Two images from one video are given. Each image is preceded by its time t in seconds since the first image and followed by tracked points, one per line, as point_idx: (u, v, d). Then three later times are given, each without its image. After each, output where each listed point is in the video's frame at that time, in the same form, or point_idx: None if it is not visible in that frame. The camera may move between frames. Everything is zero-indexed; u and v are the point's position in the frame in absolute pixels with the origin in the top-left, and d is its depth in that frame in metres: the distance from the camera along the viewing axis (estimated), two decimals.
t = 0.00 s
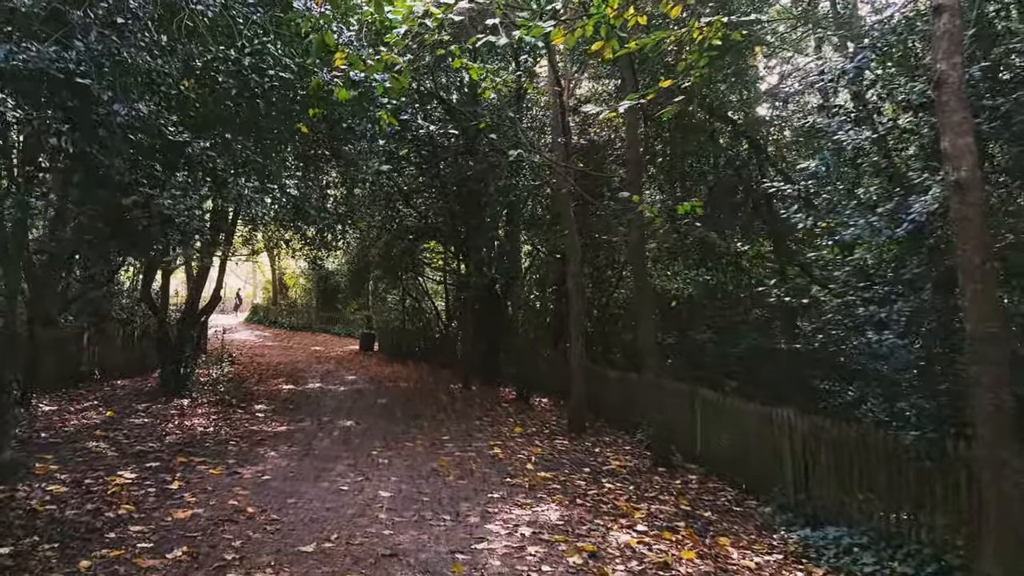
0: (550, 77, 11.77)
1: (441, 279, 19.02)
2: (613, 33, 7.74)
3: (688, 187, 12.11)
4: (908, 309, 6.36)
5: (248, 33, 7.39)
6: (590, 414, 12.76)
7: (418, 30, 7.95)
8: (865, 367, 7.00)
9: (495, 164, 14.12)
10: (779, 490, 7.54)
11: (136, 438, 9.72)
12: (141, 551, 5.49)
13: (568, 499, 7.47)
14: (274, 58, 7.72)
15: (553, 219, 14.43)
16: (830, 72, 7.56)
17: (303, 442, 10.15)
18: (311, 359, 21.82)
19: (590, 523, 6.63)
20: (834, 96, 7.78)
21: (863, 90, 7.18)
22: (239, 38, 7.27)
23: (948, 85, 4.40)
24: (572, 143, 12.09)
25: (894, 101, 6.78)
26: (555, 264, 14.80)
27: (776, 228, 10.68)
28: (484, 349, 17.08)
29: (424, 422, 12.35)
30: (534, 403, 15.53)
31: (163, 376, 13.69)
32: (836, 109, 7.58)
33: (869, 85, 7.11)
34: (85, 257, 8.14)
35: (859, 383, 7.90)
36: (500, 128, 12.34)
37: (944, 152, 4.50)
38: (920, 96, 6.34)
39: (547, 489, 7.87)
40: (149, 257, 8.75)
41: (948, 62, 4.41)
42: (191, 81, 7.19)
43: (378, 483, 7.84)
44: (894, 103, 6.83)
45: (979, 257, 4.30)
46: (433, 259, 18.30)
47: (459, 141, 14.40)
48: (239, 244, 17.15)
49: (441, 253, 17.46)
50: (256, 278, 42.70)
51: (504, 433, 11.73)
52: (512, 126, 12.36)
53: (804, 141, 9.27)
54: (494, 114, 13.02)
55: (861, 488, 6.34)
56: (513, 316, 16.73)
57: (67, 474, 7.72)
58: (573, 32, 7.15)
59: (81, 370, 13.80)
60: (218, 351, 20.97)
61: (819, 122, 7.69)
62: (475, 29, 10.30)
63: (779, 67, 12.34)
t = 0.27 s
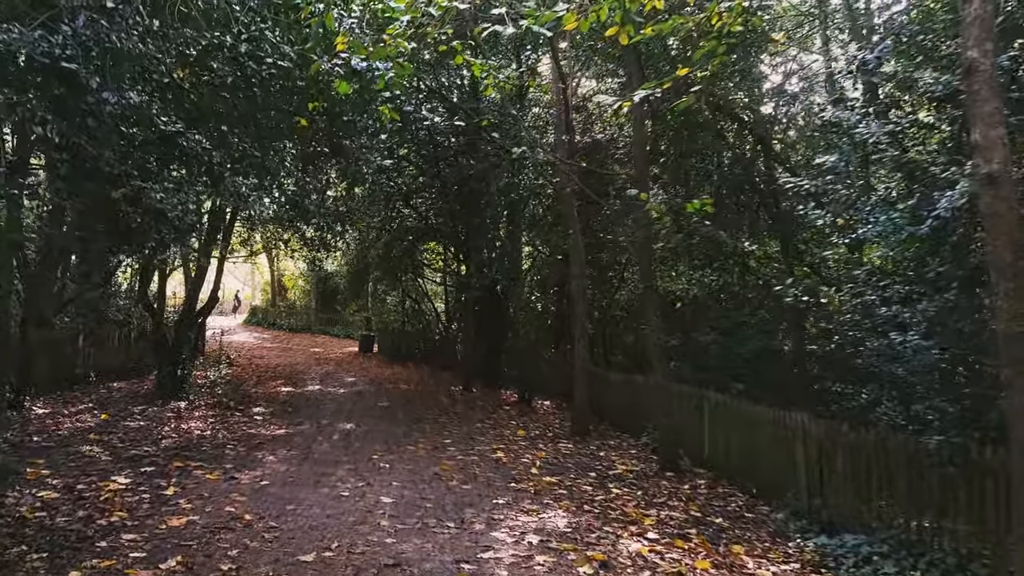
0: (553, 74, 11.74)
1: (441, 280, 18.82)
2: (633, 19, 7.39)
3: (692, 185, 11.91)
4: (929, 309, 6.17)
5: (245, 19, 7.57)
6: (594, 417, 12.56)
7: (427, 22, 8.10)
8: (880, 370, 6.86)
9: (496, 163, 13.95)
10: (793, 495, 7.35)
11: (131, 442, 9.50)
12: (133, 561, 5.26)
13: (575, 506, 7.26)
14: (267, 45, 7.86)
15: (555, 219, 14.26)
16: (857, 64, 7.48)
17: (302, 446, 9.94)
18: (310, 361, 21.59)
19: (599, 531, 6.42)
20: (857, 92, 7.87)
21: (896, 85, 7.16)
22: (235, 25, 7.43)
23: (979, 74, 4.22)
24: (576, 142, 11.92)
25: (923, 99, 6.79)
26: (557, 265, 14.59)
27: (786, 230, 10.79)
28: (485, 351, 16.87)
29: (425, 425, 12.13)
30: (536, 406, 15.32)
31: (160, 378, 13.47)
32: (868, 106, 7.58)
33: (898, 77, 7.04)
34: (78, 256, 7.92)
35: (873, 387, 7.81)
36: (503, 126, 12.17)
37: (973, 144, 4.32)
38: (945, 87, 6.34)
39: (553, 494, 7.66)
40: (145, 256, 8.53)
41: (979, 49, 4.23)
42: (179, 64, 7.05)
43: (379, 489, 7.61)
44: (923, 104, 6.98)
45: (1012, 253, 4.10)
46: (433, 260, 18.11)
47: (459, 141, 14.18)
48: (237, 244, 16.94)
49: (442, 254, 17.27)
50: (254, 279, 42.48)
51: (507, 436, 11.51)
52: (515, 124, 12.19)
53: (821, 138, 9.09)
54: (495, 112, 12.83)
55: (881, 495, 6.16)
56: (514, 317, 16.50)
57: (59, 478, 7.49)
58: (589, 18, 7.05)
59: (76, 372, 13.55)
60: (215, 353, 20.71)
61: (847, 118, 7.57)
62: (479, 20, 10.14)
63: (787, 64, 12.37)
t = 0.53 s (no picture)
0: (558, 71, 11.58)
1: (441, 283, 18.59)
2: (645, 3, 7.39)
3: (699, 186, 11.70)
4: (957, 312, 5.96)
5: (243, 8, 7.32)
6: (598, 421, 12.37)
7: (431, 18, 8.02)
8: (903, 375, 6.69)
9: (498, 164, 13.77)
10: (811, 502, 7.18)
11: (125, 448, 9.25)
12: None
13: (583, 515, 7.03)
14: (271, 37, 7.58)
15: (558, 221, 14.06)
16: (873, 57, 7.33)
17: (302, 452, 9.71)
18: (309, 365, 21.34)
19: (609, 542, 6.19)
20: (871, 85, 7.80)
21: (915, 79, 7.05)
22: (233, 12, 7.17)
23: (1013, 63, 4.02)
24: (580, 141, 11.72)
25: (949, 90, 6.76)
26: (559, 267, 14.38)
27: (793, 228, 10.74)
28: (487, 355, 16.65)
29: (427, 431, 11.90)
30: (539, 410, 15.10)
31: (156, 382, 13.23)
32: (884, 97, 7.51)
33: (917, 69, 6.97)
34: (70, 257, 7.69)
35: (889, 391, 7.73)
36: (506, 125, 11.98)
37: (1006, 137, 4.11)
38: (973, 81, 6.19)
39: (560, 503, 7.43)
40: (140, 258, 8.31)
41: (1013, 37, 4.03)
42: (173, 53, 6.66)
43: (381, 497, 7.39)
44: (943, 92, 6.91)
45: None
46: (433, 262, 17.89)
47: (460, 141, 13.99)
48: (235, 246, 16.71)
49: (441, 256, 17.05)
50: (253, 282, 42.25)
51: (510, 441, 11.29)
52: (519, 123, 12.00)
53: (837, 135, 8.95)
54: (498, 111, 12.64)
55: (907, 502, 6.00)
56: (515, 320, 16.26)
57: (51, 486, 7.25)
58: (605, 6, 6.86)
59: (70, 376, 13.32)
60: (213, 357, 20.46)
61: (863, 113, 7.43)
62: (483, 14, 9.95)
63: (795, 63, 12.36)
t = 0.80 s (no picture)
0: (562, 69, 11.38)
1: (441, 284, 18.39)
2: None
3: (704, 187, 11.53)
4: (984, 315, 5.82)
5: None
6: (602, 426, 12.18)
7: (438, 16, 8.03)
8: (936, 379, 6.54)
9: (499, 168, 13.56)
10: (827, 510, 7.04)
11: (119, 454, 9.00)
12: None
13: (592, 525, 6.82)
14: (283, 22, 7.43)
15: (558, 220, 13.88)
16: (895, 48, 7.13)
17: (301, 458, 9.48)
18: (308, 368, 21.10)
19: (621, 555, 5.97)
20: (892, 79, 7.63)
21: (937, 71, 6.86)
22: None
23: None
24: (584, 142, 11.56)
25: (970, 85, 6.56)
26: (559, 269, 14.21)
27: (801, 230, 10.66)
28: (488, 358, 16.42)
29: (428, 435, 11.67)
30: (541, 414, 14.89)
31: (153, 386, 12.98)
32: (901, 94, 7.36)
33: (940, 61, 6.77)
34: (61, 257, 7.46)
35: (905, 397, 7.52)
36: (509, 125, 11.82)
37: None
38: (1001, 74, 5.94)
39: (567, 512, 7.21)
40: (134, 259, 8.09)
41: None
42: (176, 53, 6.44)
43: (382, 506, 7.16)
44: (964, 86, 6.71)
45: None
46: (433, 264, 17.70)
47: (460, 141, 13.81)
48: (233, 248, 16.49)
49: (441, 257, 16.85)
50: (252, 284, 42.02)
51: (513, 447, 11.06)
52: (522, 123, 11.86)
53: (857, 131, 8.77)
54: (501, 110, 12.47)
55: (930, 511, 5.89)
56: (514, 322, 16.01)
57: (40, 494, 6.99)
58: None
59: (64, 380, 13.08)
60: (210, 360, 20.22)
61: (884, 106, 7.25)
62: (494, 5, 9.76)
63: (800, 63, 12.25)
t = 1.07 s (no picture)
0: (567, 64, 11.16)
1: (442, 285, 18.17)
2: None
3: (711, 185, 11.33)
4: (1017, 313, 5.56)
5: None
6: (607, 429, 11.98)
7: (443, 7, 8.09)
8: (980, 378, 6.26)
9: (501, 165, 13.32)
10: (842, 517, 6.85)
11: (113, 457, 8.76)
12: None
13: (600, 533, 6.59)
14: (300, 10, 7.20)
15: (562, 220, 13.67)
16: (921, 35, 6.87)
17: (300, 461, 9.25)
18: (307, 368, 20.88)
19: (631, 564, 5.73)
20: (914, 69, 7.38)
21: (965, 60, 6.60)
22: None
23: None
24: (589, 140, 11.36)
25: (999, 72, 6.30)
26: (563, 269, 14.00)
27: (813, 233, 10.61)
28: (489, 360, 16.17)
29: (429, 438, 11.44)
30: (544, 416, 14.66)
31: (149, 388, 12.76)
32: (924, 83, 7.11)
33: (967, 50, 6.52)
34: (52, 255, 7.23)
35: (922, 399, 7.52)
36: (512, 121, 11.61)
37: None
38: None
39: (573, 519, 6.98)
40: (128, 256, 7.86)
41: None
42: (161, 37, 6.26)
43: (382, 512, 6.91)
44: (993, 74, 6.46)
45: None
46: (434, 264, 17.48)
47: (461, 139, 13.60)
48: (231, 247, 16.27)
49: (442, 257, 16.64)
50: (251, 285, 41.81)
51: (516, 450, 10.83)
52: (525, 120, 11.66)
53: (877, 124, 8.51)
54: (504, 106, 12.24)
55: (951, 519, 5.73)
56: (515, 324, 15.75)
57: (29, 499, 6.75)
58: None
59: (59, 380, 12.85)
60: (209, 361, 20.00)
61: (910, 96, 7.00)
62: None
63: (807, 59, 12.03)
